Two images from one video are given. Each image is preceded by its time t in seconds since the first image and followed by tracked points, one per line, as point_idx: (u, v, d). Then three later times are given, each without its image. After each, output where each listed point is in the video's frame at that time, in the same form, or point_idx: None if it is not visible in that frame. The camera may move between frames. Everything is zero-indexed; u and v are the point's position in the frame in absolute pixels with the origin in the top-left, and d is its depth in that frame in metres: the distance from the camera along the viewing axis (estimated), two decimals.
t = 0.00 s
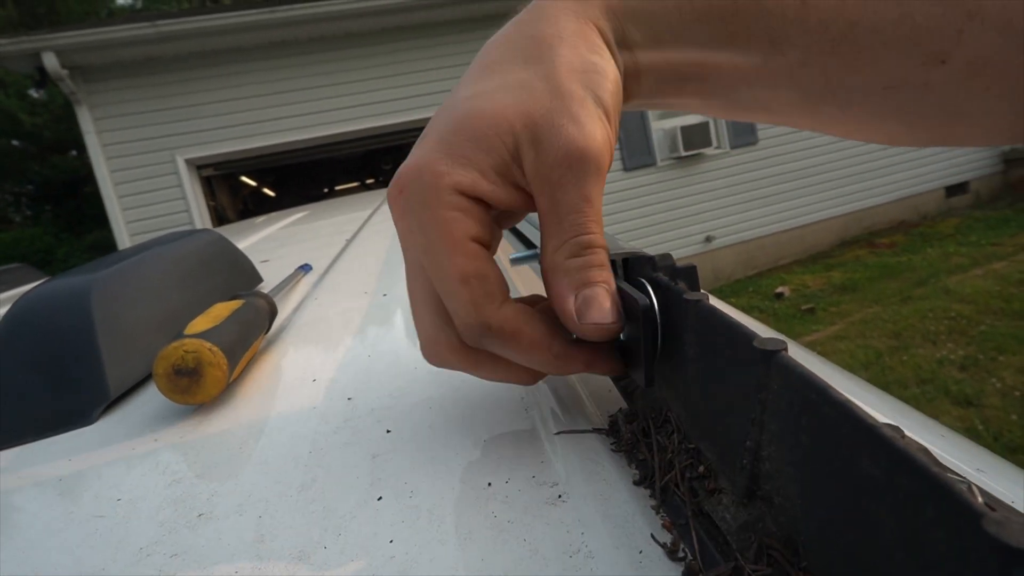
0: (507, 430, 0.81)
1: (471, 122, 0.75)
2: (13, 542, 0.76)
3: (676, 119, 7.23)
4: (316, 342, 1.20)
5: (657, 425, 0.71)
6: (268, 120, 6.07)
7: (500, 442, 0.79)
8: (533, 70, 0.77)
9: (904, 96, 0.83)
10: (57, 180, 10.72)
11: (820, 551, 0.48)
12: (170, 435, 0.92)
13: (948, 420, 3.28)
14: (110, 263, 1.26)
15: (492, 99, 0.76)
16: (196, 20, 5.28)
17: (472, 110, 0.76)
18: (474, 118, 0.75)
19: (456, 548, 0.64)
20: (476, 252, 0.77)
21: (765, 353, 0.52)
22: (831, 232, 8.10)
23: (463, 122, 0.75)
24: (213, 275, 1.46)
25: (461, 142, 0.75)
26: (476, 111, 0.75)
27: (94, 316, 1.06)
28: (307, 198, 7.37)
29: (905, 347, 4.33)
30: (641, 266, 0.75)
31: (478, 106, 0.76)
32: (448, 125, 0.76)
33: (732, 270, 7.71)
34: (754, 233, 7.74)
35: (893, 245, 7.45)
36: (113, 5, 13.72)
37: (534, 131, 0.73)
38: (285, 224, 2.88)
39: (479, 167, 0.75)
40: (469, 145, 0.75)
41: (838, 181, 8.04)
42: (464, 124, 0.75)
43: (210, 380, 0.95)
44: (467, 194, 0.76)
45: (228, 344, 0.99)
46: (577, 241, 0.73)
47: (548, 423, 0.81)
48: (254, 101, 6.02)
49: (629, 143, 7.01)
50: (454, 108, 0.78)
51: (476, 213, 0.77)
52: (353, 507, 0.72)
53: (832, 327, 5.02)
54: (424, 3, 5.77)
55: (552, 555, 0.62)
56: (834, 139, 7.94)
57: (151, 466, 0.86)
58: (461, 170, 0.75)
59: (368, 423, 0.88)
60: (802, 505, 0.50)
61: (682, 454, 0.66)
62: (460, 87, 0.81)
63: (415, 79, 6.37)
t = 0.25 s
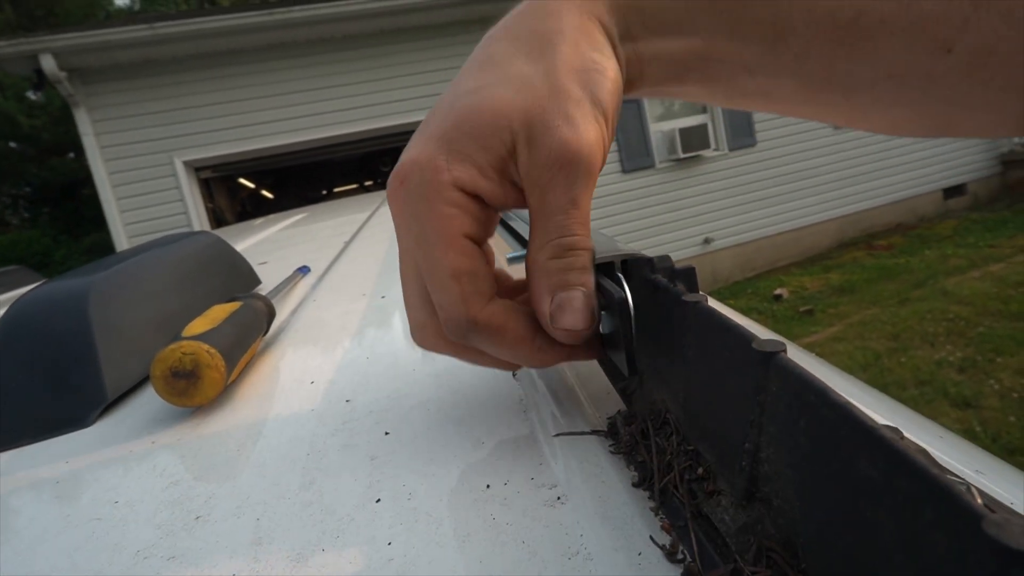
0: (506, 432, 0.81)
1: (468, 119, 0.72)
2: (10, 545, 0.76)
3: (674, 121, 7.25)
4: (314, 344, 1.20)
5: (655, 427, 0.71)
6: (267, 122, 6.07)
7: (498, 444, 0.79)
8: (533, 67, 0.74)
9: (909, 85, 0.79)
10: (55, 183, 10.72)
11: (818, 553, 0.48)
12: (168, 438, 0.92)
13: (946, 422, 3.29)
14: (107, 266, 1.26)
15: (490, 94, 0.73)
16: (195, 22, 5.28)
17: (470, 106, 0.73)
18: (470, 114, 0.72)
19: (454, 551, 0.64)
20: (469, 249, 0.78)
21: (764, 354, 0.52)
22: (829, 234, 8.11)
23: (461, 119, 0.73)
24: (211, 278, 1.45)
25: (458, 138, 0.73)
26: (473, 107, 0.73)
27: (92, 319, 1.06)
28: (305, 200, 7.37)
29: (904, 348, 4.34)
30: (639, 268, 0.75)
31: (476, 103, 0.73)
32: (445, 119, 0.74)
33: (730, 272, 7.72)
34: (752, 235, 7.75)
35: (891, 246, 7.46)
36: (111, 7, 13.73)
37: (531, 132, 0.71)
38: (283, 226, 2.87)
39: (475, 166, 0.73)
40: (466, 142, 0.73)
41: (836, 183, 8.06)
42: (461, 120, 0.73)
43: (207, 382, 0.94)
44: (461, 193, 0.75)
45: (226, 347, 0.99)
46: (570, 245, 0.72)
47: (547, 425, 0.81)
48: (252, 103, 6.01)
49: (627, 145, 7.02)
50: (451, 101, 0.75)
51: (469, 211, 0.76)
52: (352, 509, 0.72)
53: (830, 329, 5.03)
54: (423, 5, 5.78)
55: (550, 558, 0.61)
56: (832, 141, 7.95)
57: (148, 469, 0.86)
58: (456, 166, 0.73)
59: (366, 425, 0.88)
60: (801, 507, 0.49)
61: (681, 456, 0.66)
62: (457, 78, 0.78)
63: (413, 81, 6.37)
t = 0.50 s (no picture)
0: (504, 434, 0.81)
1: (432, 118, 0.72)
2: (8, 547, 0.75)
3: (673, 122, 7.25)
4: (312, 346, 1.20)
5: (653, 429, 0.71)
6: (265, 124, 6.07)
7: (497, 446, 0.79)
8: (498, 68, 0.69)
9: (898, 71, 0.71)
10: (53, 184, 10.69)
11: (817, 553, 0.48)
12: (166, 440, 0.92)
13: (944, 423, 3.29)
14: (105, 268, 1.25)
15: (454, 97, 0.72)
16: (193, 23, 5.28)
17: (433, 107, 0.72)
18: (435, 115, 0.72)
19: (453, 553, 0.64)
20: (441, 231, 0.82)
21: (762, 356, 0.52)
22: (827, 236, 8.12)
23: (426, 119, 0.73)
24: (209, 279, 1.45)
25: (424, 136, 0.73)
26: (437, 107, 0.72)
27: (89, 321, 1.05)
28: (303, 201, 7.37)
29: (902, 350, 4.34)
30: (635, 268, 0.74)
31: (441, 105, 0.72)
32: (415, 113, 0.74)
33: (728, 273, 7.72)
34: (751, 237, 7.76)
35: (889, 248, 7.47)
36: (109, 8, 13.71)
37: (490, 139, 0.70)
38: (281, 228, 2.87)
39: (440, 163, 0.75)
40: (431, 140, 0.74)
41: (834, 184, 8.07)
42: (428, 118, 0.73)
43: (204, 384, 0.94)
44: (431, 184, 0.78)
45: (224, 349, 0.99)
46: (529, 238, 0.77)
47: (545, 427, 0.81)
48: (251, 104, 6.01)
49: (626, 146, 7.03)
50: (422, 94, 0.74)
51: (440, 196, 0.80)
52: (350, 511, 0.72)
53: (829, 330, 5.03)
54: (421, 6, 5.78)
55: (549, 560, 0.61)
56: (830, 142, 7.96)
57: (146, 471, 0.86)
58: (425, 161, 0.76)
59: (364, 427, 0.88)
60: (800, 509, 0.49)
61: (680, 457, 0.66)
62: (431, 64, 0.76)
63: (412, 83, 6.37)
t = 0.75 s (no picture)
0: (502, 437, 0.80)
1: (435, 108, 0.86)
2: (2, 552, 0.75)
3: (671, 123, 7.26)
4: (311, 347, 1.19)
5: (652, 432, 0.71)
6: (263, 124, 6.06)
7: (494, 449, 0.78)
8: (486, 76, 0.80)
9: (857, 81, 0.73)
10: (51, 185, 10.68)
11: (816, 557, 0.47)
12: (163, 443, 0.91)
13: (943, 423, 3.29)
14: (102, 269, 1.25)
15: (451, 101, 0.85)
16: (191, 24, 5.27)
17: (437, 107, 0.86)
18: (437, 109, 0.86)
19: (449, 558, 0.64)
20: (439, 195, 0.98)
21: (760, 359, 0.51)
22: (825, 236, 8.13)
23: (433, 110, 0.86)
24: (207, 281, 1.45)
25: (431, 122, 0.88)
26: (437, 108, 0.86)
27: (86, 323, 1.05)
28: (302, 202, 7.36)
29: (900, 350, 4.34)
30: (633, 270, 0.74)
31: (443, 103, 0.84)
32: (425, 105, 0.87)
33: (727, 273, 7.72)
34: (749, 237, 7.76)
35: (887, 248, 7.48)
36: (106, 9, 13.69)
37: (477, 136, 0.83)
38: (279, 229, 2.87)
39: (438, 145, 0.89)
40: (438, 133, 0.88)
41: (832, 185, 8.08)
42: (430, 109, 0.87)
43: (201, 386, 0.94)
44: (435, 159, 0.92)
45: (221, 351, 0.99)
46: (501, 214, 0.91)
47: (543, 429, 0.81)
48: (249, 105, 6.01)
49: (624, 147, 7.03)
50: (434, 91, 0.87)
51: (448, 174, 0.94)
52: (346, 516, 0.71)
53: (827, 330, 5.03)
54: (419, 7, 5.77)
55: (546, 565, 0.61)
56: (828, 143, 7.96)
57: (142, 474, 0.85)
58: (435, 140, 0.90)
59: (362, 430, 0.87)
60: (799, 513, 0.49)
61: (679, 460, 0.65)
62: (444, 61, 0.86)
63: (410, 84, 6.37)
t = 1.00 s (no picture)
0: (489, 447, 0.80)
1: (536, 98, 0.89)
2: None
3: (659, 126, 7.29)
4: (298, 357, 1.18)
5: (639, 440, 0.70)
6: (251, 132, 6.03)
7: (482, 460, 0.78)
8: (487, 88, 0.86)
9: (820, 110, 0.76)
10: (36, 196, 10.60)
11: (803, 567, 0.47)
12: (146, 458, 0.90)
13: (931, 422, 3.32)
14: (83, 282, 1.23)
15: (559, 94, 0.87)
16: (177, 32, 5.24)
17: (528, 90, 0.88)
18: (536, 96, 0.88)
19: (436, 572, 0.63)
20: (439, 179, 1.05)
21: (744, 367, 0.51)
22: (813, 238, 8.19)
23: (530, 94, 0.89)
24: (192, 292, 1.43)
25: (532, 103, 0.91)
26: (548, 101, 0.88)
27: (67, 338, 1.03)
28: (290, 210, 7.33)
29: (888, 350, 4.37)
30: (621, 277, 0.74)
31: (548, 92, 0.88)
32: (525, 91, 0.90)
33: (716, 276, 7.75)
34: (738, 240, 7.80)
35: (875, 249, 7.54)
36: (91, 17, 13.60)
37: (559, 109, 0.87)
38: (267, 237, 2.85)
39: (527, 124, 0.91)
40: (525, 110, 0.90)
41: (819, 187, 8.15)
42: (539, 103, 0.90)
43: (185, 400, 0.93)
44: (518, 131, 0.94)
45: (205, 363, 0.97)
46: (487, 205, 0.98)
47: (530, 438, 0.80)
48: (236, 113, 5.98)
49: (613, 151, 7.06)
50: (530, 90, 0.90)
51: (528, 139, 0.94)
52: (332, 531, 0.70)
53: (816, 331, 5.06)
54: (407, 14, 5.77)
55: None
56: (814, 146, 8.03)
57: (124, 491, 0.84)
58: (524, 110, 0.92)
59: (348, 443, 0.86)
60: (785, 521, 0.49)
61: (666, 468, 0.65)
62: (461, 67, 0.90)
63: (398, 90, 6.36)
